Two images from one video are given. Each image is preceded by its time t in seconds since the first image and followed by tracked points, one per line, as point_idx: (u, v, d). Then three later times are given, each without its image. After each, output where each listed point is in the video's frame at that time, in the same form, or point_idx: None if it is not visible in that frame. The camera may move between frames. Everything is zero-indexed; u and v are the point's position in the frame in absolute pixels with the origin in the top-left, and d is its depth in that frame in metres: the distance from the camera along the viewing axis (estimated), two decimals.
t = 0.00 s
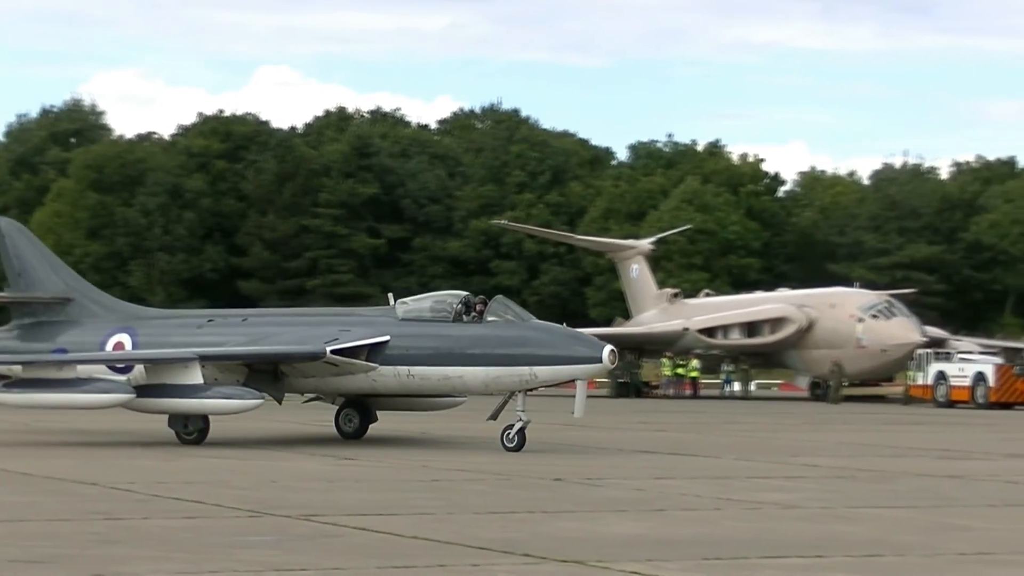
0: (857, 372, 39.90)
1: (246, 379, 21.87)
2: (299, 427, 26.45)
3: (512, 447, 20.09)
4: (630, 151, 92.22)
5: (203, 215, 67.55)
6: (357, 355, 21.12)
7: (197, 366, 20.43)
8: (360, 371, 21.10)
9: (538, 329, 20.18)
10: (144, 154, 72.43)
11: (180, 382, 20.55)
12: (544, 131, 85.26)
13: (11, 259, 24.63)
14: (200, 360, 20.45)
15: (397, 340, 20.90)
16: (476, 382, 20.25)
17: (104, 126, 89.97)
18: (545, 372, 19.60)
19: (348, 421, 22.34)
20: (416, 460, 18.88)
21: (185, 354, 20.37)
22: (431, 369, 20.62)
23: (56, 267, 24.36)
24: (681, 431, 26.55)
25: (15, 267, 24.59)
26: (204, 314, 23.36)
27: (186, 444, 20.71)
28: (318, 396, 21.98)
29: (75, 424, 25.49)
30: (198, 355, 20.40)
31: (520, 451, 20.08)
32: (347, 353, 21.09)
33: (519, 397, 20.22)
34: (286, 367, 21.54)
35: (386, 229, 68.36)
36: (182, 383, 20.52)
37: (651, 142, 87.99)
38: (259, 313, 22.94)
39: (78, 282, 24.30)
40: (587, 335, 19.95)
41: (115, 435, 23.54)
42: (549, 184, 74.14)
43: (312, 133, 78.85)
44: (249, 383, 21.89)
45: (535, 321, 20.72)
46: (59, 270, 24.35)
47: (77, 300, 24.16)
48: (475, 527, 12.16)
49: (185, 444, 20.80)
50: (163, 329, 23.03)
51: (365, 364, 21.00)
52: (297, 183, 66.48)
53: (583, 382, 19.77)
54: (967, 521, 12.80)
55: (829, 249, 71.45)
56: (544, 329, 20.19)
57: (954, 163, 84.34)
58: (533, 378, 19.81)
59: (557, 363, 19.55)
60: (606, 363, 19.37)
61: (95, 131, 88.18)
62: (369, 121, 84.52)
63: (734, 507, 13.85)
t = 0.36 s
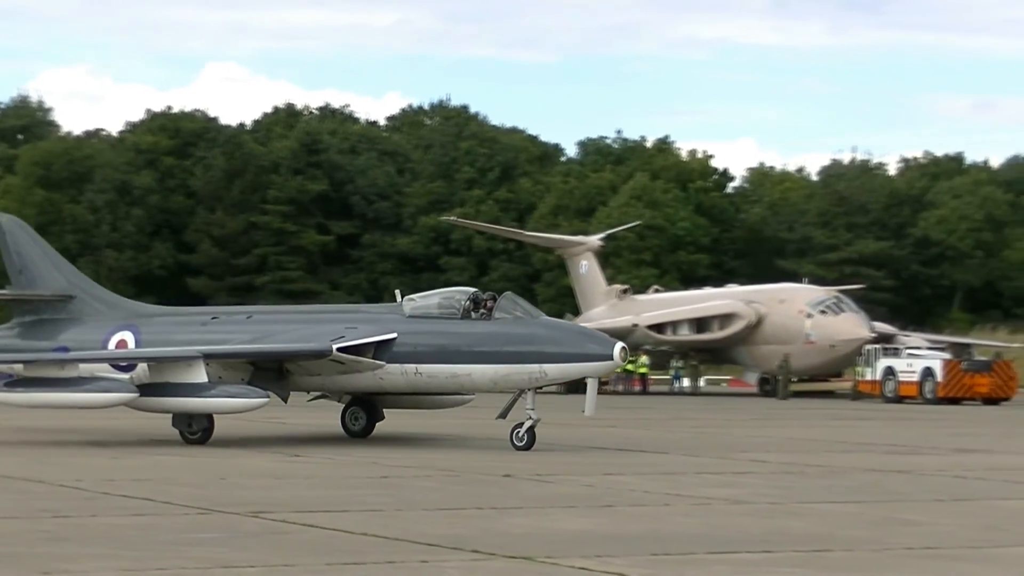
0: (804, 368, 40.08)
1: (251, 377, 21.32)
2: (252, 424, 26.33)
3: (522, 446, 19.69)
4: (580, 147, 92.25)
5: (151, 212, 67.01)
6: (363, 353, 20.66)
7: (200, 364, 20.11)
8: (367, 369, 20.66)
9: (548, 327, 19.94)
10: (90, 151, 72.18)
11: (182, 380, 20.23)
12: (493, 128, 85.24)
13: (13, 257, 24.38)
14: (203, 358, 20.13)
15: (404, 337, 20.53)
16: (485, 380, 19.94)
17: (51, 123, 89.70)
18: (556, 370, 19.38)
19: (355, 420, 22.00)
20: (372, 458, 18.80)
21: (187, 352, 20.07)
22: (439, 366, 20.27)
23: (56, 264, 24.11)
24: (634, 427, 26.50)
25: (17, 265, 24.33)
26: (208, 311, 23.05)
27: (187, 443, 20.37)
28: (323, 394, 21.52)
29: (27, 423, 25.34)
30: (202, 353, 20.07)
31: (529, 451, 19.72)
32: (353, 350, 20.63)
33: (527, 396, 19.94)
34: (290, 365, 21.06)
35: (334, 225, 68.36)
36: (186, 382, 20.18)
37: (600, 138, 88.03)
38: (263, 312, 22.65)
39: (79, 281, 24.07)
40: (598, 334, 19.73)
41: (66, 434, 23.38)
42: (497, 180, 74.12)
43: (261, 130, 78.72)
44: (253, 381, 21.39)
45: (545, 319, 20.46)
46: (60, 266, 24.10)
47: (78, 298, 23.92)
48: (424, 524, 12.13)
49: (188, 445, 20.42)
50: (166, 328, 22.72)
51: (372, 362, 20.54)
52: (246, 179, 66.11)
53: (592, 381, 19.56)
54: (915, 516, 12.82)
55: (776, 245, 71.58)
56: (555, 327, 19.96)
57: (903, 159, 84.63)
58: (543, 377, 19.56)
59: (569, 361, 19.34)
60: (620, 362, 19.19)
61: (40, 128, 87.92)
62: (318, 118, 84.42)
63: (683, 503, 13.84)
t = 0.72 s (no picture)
0: (741, 360, 40.19)
1: (247, 367, 20.82)
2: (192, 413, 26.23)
3: (523, 439, 19.47)
4: (520, 138, 92.23)
5: (89, 199, 66.71)
6: (362, 343, 20.34)
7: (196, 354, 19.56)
8: (366, 360, 20.33)
9: (551, 318, 19.72)
10: (28, 139, 71.86)
11: (179, 369, 19.66)
12: (433, 118, 85.17)
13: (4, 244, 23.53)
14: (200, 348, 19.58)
15: (404, 328, 20.22)
16: (485, 371, 19.71)
17: None
18: (558, 362, 19.26)
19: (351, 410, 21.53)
20: (318, 448, 18.74)
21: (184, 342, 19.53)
22: (439, 358, 19.97)
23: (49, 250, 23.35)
24: (573, 417, 26.54)
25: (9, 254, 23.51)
26: (203, 300, 22.44)
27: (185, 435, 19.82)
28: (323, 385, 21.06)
29: None
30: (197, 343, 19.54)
31: (531, 443, 19.49)
32: (351, 341, 20.30)
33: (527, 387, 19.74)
34: (288, 356, 20.67)
35: (274, 214, 68.06)
36: (183, 371, 19.60)
37: (541, 129, 88.05)
38: (259, 300, 22.04)
39: (73, 268, 23.29)
40: (600, 324, 19.56)
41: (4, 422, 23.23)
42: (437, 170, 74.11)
43: (202, 118, 78.48)
44: (251, 372, 20.88)
45: (546, 309, 20.23)
46: (54, 253, 23.34)
47: (71, 285, 23.12)
48: (361, 513, 12.12)
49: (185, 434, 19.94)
50: (163, 320, 21.98)
51: (371, 353, 20.24)
52: (185, 168, 65.97)
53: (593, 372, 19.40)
54: (849, 508, 12.88)
55: (716, 237, 71.63)
56: (556, 318, 19.76)
57: (842, 152, 84.86)
58: (546, 369, 19.39)
59: (572, 352, 19.19)
60: (624, 353, 19.06)
61: None
62: (258, 107, 84.23)
63: (620, 493, 13.86)
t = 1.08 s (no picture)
0: (675, 348, 40.22)
1: (241, 359, 20.33)
2: (124, 404, 25.99)
3: (525, 432, 19.02)
4: (453, 127, 92.19)
5: (19, 189, 66.32)
6: (358, 335, 19.70)
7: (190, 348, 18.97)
8: (363, 352, 19.68)
9: (552, 309, 19.20)
10: None
11: (173, 362, 19.08)
12: (366, 107, 85.07)
13: None
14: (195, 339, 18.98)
15: (400, 319, 19.57)
16: (485, 363, 19.17)
17: None
18: (561, 353, 18.75)
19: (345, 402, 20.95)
20: (255, 438, 18.66)
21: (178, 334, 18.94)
22: (438, 350, 19.36)
23: (33, 238, 22.08)
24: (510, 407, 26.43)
25: None
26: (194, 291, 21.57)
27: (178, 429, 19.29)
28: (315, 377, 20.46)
29: None
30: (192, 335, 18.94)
31: (531, 436, 19.08)
32: (347, 333, 19.65)
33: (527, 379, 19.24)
34: (282, 348, 20.05)
35: (208, 204, 67.47)
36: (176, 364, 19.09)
37: (474, 119, 88.06)
38: (252, 291, 21.26)
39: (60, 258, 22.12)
40: (600, 315, 19.09)
41: None
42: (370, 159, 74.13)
43: (134, 108, 78.20)
44: (244, 363, 20.38)
45: (546, 299, 19.64)
46: (38, 243, 22.09)
47: (59, 278, 21.98)
48: (292, 504, 12.06)
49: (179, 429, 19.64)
50: (153, 313, 21.13)
51: (367, 345, 19.59)
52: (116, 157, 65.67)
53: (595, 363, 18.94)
54: (782, 496, 12.90)
55: (650, 226, 71.68)
56: (557, 308, 19.23)
57: (775, 141, 85.12)
58: (547, 360, 18.88)
59: (574, 344, 18.71)
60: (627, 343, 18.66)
61: None
62: (190, 97, 83.98)
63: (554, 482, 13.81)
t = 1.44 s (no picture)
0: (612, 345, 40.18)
1: (237, 357, 20.03)
2: (60, 400, 25.88)
3: (529, 430, 18.74)
4: (391, 123, 92.01)
5: None
6: (359, 331, 19.51)
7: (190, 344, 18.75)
8: (364, 350, 19.49)
9: (558, 306, 19.00)
10: None
11: (172, 358, 18.87)
12: (303, 104, 84.82)
13: None
14: (193, 337, 18.77)
15: (402, 316, 19.40)
16: (489, 361, 18.98)
17: None
18: (567, 351, 18.52)
19: (340, 402, 20.65)
20: (196, 434, 18.60)
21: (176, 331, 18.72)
22: (440, 347, 19.19)
23: (25, 235, 21.94)
24: (447, 404, 26.40)
25: None
26: (190, 287, 21.45)
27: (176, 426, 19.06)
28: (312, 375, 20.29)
29: None
30: (190, 332, 18.73)
31: (536, 435, 18.76)
32: (349, 329, 19.46)
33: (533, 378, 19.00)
34: (281, 345, 19.85)
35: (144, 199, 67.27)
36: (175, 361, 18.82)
37: (411, 115, 87.88)
38: (250, 288, 21.11)
39: (53, 255, 21.95)
40: (608, 314, 18.85)
41: None
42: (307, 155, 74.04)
43: (70, 103, 77.84)
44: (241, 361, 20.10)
45: (551, 297, 19.46)
46: (28, 239, 21.90)
47: (50, 273, 21.82)
48: (232, 500, 12.04)
49: (175, 427, 19.29)
50: (148, 310, 21.02)
51: (369, 342, 19.41)
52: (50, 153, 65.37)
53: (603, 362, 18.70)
54: (716, 492, 12.95)
55: (587, 223, 71.67)
56: (563, 306, 19.04)
57: (711, 138, 85.09)
58: (552, 358, 18.67)
59: (579, 341, 18.48)
60: (636, 341, 18.38)
61: None
62: (127, 92, 83.60)
63: (481, 480, 13.83)
